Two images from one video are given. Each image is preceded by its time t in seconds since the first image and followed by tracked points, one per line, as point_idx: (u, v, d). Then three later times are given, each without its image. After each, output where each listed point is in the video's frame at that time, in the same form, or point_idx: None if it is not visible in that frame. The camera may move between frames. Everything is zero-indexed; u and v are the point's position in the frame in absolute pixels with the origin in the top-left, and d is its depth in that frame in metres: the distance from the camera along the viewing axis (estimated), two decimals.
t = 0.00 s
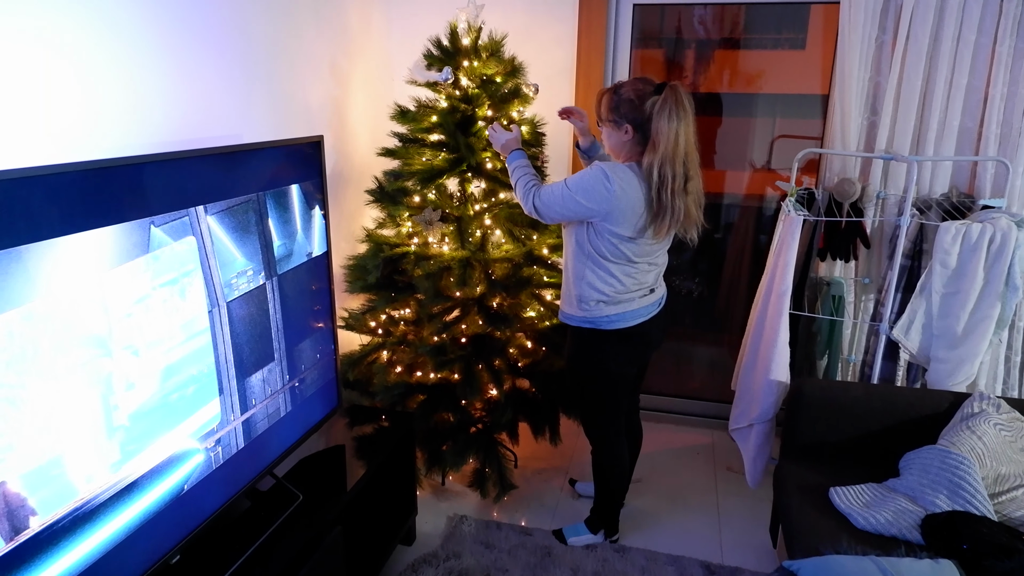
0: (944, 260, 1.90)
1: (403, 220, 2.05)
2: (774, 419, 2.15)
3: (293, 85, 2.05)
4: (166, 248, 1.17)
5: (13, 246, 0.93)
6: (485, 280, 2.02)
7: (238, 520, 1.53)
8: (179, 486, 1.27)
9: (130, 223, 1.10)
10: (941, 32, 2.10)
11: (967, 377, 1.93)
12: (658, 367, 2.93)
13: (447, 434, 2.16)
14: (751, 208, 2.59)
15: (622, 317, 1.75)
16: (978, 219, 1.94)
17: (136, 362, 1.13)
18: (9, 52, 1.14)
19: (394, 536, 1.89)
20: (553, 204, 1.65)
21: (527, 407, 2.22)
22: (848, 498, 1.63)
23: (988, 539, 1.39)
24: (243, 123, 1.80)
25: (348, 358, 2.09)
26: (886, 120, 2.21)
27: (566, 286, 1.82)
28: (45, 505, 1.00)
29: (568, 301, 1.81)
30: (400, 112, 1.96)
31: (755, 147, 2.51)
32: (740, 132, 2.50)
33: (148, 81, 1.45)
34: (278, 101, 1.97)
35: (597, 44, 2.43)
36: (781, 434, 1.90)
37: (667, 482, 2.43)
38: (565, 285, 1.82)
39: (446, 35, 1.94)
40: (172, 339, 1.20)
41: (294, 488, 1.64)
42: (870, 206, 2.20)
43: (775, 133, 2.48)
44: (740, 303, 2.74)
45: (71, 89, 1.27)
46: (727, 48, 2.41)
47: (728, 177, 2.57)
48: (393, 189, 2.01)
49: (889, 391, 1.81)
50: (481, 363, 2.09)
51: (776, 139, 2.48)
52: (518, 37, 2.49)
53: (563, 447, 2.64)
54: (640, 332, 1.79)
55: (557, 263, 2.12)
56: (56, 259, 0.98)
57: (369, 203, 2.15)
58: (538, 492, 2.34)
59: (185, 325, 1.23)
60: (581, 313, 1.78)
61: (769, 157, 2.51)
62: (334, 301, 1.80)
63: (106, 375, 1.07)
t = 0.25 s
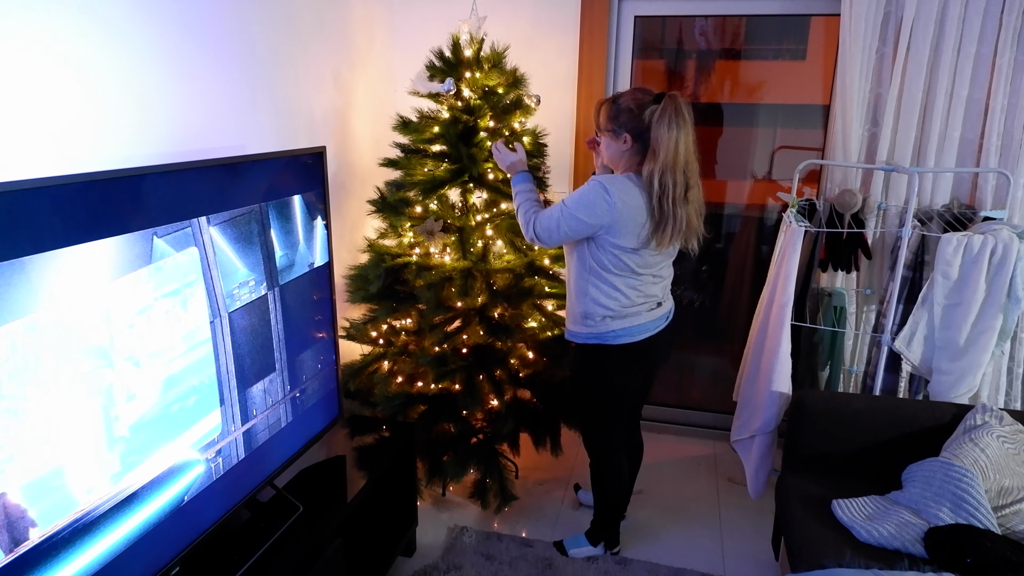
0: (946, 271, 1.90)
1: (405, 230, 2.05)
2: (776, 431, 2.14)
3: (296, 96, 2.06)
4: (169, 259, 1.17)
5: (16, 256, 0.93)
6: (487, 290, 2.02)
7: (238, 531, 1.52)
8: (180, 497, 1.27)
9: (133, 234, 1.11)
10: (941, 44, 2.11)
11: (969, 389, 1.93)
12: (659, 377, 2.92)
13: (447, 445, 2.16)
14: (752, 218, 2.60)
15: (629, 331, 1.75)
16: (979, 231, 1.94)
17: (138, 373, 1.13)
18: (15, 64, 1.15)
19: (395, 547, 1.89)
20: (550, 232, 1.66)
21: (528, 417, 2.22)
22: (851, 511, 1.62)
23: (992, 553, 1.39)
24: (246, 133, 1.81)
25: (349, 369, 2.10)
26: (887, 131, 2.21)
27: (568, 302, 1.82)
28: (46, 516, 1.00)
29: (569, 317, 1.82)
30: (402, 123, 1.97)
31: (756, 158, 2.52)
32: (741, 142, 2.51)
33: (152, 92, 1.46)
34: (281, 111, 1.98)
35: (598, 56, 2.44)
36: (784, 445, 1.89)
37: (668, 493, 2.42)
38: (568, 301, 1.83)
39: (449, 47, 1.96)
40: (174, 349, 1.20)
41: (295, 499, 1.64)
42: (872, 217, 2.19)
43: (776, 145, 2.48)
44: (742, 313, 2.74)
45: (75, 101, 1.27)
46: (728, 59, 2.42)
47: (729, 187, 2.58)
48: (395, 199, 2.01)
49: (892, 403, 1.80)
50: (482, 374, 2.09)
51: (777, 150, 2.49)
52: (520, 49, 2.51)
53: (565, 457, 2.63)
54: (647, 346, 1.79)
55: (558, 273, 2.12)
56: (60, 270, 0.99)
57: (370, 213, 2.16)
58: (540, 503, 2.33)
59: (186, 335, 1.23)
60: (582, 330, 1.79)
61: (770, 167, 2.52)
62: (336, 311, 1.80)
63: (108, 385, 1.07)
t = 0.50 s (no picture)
0: (950, 282, 1.89)
1: (409, 239, 2.06)
2: (780, 441, 2.13)
3: (301, 106, 2.07)
4: (174, 268, 1.18)
5: (22, 266, 0.93)
6: (490, 299, 2.03)
7: (241, 539, 1.52)
8: (183, 505, 1.27)
9: (138, 243, 1.11)
10: (944, 55, 2.11)
11: (974, 400, 1.93)
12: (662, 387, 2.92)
13: (450, 454, 2.15)
14: (755, 228, 2.60)
15: (652, 342, 1.78)
16: (983, 241, 1.94)
17: (142, 382, 1.13)
18: (23, 75, 1.16)
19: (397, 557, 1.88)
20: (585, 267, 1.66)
21: (531, 427, 2.21)
22: (855, 522, 1.61)
23: (997, 567, 1.39)
24: (251, 143, 1.82)
25: (353, 378, 2.12)
26: (890, 142, 2.22)
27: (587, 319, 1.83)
28: (49, 525, 1.00)
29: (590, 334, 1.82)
30: (406, 132, 1.98)
31: (759, 167, 2.52)
32: (744, 151, 2.51)
33: (158, 103, 1.47)
34: (286, 121, 1.99)
35: (602, 66, 2.46)
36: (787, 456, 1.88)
37: (671, 503, 2.41)
38: (587, 318, 1.83)
39: (453, 57, 1.97)
40: (178, 358, 1.21)
41: (297, 508, 1.63)
42: (875, 227, 2.19)
43: (779, 154, 2.49)
44: (745, 323, 2.74)
45: (82, 111, 1.28)
46: (731, 69, 2.43)
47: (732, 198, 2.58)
48: (398, 209, 2.02)
49: (896, 414, 1.80)
50: (485, 383, 2.10)
51: (780, 160, 2.49)
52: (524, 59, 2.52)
53: (568, 467, 2.62)
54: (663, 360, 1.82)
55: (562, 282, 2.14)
56: (65, 279, 0.99)
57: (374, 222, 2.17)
58: (542, 514, 2.32)
59: (191, 344, 1.23)
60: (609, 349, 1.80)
61: (773, 177, 2.52)
62: (339, 320, 1.81)
63: (112, 394, 1.08)
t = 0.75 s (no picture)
0: (951, 284, 1.89)
1: (410, 242, 2.07)
2: (781, 444, 2.13)
3: (303, 110, 2.08)
4: (176, 271, 1.19)
5: (24, 269, 0.94)
6: (491, 302, 2.03)
7: (242, 542, 1.53)
8: (184, 508, 1.27)
9: (140, 246, 1.12)
10: (945, 58, 2.11)
11: (976, 403, 1.93)
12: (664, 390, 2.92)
13: (452, 457, 2.15)
14: (757, 231, 2.60)
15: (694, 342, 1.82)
16: (985, 243, 1.94)
17: (144, 385, 1.14)
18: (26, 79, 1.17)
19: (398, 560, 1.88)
20: (674, 287, 1.62)
21: (532, 430, 2.21)
22: (858, 524, 1.61)
23: (999, 569, 1.39)
24: (253, 147, 1.83)
25: (354, 381, 2.11)
26: (891, 145, 2.22)
27: (629, 333, 1.77)
28: (51, 528, 1.00)
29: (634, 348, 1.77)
30: (407, 136, 1.98)
31: (760, 171, 2.52)
32: (745, 154, 2.52)
33: (159, 107, 1.48)
34: (288, 125, 2.00)
35: (603, 70, 2.46)
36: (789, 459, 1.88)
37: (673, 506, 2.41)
38: (628, 331, 1.77)
39: (454, 61, 1.98)
40: (180, 361, 1.21)
41: (298, 511, 1.64)
42: (876, 229, 2.20)
43: (780, 157, 2.49)
44: (747, 326, 2.73)
45: (84, 115, 1.29)
46: (732, 72, 2.43)
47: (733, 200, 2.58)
48: (399, 212, 2.03)
49: (899, 417, 1.79)
50: (486, 387, 2.09)
51: (781, 163, 2.50)
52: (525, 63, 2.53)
53: (569, 470, 2.62)
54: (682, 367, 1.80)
55: (563, 285, 2.12)
56: (67, 283, 1.00)
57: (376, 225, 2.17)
58: (544, 517, 2.31)
59: (192, 347, 1.24)
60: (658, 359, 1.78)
61: (774, 180, 2.52)
62: (341, 323, 1.81)
63: (114, 397, 1.08)
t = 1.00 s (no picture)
0: (948, 285, 1.90)
1: (408, 244, 2.07)
2: (780, 446, 2.13)
3: (301, 112, 2.08)
4: (174, 275, 1.19)
5: (22, 274, 0.94)
6: (489, 305, 2.03)
7: (242, 545, 1.53)
8: (182, 512, 1.27)
9: (138, 250, 1.12)
10: (941, 60, 2.12)
11: (973, 403, 1.93)
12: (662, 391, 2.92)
13: (451, 460, 2.15)
14: (755, 232, 2.60)
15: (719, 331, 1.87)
16: (982, 244, 1.94)
17: (142, 389, 1.14)
18: (24, 83, 1.17)
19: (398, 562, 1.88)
20: (734, 289, 1.67)
21: (531, 432, 2.21)
22: (856, 525, 1.61)
23: (997, 569, 1.39)
24: (252, 150, 1.83)
25: (353, 384, 2.12)
26: (888, 145, 2.22)
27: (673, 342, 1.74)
28: (49, 532, 1.00)
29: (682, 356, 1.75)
30: (405, 138, 1.98)
31: (758, 172, 2.53)
32: (743, 155, 2.52)
33: (158, 110, 1.48)
34: (286, 128, 2.00)
35: (601, 71, 2.47)
36: (787, 460, 1.89)
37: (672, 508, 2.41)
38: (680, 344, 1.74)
39: (452, 63, 1.98)
40: (178, 364, 1.21)
41: (297, 514, 1.64)
42: (873, 231, 2.22)
43: (778, 159, 2.50)
44: (745, 327, 2.74)
45: (84, 119, 1.29)
46: (730, 74, 2.44)
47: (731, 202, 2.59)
48: (398, 215, 2.03)
49: (897, 417, 1.79)
50: (485, 389, 2.08)
51: (779, 164, 2.50)
52: (523, 65, 2.53)
53: (568, 472, 2.62)
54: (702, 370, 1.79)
55: (562, 287, 2.14)
56: (65, 287, 1.00)
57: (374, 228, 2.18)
58: (543, 519, 2.32)
59: (190, 351, 1.24)
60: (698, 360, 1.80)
61: (772, 181, 2.52)
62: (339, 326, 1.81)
63: (112, 401, 1.08)
